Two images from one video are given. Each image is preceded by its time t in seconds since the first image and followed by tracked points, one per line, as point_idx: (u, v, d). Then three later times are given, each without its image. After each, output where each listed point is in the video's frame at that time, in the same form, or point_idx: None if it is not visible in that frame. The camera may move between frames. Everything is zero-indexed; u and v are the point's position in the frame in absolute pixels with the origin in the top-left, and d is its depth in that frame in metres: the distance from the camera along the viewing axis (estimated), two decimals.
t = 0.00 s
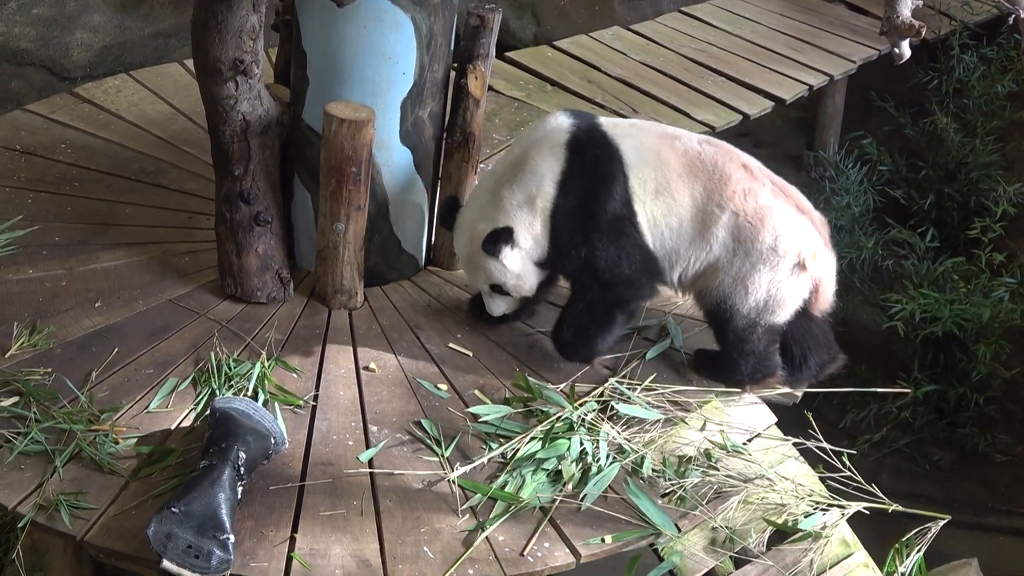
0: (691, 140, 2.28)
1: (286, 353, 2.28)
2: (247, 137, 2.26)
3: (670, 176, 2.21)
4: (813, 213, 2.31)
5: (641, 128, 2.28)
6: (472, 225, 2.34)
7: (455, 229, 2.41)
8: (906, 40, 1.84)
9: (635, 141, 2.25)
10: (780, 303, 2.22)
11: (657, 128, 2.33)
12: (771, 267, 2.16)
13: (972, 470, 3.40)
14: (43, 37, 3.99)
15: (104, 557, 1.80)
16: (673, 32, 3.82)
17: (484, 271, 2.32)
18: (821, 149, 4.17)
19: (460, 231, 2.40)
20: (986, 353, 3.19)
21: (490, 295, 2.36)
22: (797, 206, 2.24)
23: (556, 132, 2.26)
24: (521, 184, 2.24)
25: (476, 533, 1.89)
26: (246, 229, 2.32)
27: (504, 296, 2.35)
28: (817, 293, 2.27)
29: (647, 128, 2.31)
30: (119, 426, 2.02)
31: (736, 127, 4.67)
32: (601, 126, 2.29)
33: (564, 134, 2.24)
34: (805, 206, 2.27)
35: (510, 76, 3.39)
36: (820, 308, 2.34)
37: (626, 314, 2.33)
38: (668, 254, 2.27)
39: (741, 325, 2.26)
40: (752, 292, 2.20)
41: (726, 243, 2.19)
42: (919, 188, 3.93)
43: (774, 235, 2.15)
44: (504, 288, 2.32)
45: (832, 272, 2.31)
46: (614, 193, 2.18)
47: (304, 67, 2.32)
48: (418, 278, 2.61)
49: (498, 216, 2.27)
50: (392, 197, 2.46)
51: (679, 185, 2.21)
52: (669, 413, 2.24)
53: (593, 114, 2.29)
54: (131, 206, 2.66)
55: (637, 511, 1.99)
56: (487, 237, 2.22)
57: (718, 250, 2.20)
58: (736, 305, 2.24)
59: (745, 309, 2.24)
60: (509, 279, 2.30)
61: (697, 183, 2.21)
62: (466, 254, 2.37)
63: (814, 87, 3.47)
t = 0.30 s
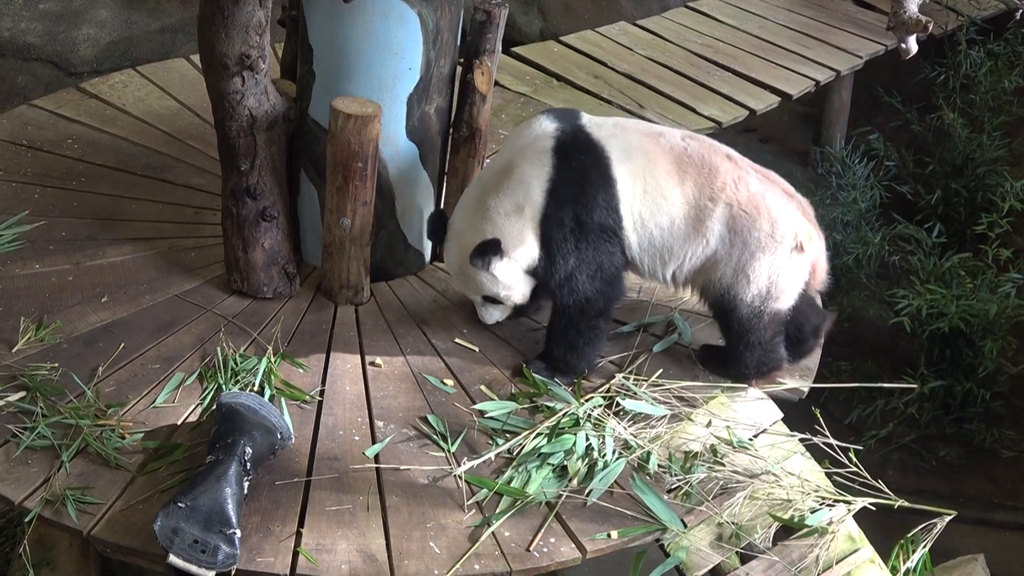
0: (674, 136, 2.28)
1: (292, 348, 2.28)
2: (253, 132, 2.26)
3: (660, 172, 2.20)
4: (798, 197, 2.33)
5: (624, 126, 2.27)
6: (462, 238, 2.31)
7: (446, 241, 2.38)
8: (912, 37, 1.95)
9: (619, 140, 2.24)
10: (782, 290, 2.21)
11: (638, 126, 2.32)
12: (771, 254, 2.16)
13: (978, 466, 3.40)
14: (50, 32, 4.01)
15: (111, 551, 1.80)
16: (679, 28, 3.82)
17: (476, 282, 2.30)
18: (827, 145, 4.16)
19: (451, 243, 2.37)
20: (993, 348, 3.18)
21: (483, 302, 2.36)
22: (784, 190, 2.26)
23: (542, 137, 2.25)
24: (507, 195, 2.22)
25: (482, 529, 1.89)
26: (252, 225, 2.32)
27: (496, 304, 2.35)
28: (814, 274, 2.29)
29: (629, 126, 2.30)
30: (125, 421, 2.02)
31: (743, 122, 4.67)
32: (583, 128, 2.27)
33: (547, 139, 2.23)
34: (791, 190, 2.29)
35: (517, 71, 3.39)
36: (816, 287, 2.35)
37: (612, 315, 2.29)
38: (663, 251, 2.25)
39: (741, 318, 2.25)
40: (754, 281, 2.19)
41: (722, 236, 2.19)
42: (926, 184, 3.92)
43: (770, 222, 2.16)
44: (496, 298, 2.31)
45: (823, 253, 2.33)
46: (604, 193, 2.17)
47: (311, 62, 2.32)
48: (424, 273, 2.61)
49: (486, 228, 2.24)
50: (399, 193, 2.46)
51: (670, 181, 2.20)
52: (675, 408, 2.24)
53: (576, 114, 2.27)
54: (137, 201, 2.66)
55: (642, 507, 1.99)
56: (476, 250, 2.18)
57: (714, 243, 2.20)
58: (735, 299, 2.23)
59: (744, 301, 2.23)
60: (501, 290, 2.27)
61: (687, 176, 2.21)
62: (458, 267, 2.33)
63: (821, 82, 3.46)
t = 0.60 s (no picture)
0: (666, 137, 2.28)
1: (299, 345, 2.29)
2: (260, 129, 2.26)
3: (664, 172, 2.19)
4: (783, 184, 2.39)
5: (615, 133, 2.26)
6: (468, 270, 2.24)
7: (452, 276, 2.30)
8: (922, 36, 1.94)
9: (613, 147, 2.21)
10: (789, 278, 2.25)
11: (626, 130, 2.31)
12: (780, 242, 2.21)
13: (986, 463, 3.39)
14: (57, 29, 4.16)
15: (118, 547, 1.80)
16: (685, 24, 3.81)
17: (487, 316, 2.20)
18: (834, 141, 4.17)
19: (457, 279, 2.29)
20: (1000, 345, 3.15)
21: (491, 336, 2.26)
22: (778, 175, 2.30)
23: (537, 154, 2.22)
24: (513, 219, 2.18)
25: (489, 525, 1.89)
26: (259, 221, 2.32)
27: (505, 335, 2.24)
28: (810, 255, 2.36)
29: (618, 131, 2.29)
30: (132, 417, 2.02)
31: (750, 119, 4.68)
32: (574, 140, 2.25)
33: (542, 156, 2.20)
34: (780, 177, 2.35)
35: (524, 67, 3.38)
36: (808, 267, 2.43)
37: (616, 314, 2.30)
38: (673, 253, 2.23)
39: (752, 312, 2.26)
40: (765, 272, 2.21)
41: (733, 231, 2.20)
42: (933, 180, 3.91)
43: (775, 211, 2.21)
44: (507, 331, 2.22)
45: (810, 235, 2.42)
46: (609, 201, 2.15)
47: (317, 59, 2.32)
48: (430, 269, 2.61)
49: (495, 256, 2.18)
50: (405, 191, 2.46)
51: (675, 181, 2.19)
52: (681, 405, 2.24)
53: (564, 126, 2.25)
54: (144, 198, 2.67)
55: (649, 503, 1.99)
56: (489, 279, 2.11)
57: (725, 240, 2.21)
58: (747, 294, 2.24)
59: (758, 295, 2.24)
60: (513, 321, 2.19)
61: (689, 174, 2.21)
62: (466, 302, 2.25)
63: (827, 79, 3.46)
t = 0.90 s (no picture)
0: (654, 134, 2.30)
1: (306, 341, 2.29)
2: (268, 125, 2.26)
3: (664, 169, 2.20)
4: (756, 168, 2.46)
5: (606, 140, 2.26)
6: (476, 296, 2.19)
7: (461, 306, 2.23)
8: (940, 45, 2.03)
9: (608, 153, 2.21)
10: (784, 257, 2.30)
11: (613, 135, 2.31)
12: (775, 221, 2.27)
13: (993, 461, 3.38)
14: (65, 25, 4.33)
15: (126, 543, 1.80)
16: (693, 21, 3.81)
17: (498, 343, 2.14)
18: (842, 138, 4.17)
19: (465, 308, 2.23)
20: (1008, 342, 3.14)
21: (499, 364, 2.19)
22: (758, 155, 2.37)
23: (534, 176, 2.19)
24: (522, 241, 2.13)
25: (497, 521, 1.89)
26: (266, 217, 2.33)
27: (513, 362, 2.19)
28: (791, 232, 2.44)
29: (607, 138, 2.29)
30: (140, 414, 2.02)
31: (757, 116, 4.68)
32: (567, 156, 2.23)
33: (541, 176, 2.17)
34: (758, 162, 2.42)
35: (531, 64, 3.38)
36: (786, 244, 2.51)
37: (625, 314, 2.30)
38: (681, 251, 2.22)
39: (757, 299, 2.26)
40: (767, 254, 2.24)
41: (735, 217, 2.23)
42: (941, 177, 3.90)
43: (767, 193, 2.27)
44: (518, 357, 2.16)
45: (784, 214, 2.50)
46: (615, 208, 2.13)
47: (325, 55, 2.32)
48: (437, 266, 2.61)
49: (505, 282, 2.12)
50: (413, 189, 2.46)
51: (676, 177, 2.20)
52: (688, 402, 2.24)
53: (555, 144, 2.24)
54: (152, 194, 2.67)
55: (656, 500, 1.99)
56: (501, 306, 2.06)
57: (727, 229, 2.23)
58: (754, 282, 2.25)
59: (764, 279, 2.24)
60: (524, 348, 2.14)
61: (684, 166, 2.22)
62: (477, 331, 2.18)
63: (836, 75, 3.46)
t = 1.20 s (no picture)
0: (642, 130, 2.31)
1: (314, 338, 2.29)
2: (275, 122, 2.26)
3: (658, 166, 2.22)
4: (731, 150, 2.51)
5: (601, 139, 2.26)
6: (471, 296, 2.15)
7: (453, 307, 2.19)
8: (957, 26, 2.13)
9: (604, 153, 2.22)
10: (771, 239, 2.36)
11: (605, 134, 2.32)
12: (759, 207, 2.33)
13: (1001, 458, 3.38)
14: (73, 22, 4.35)
15: (134, 540, 1.80)
16: (701, 17, 3.81)
17: (487, 345, 2.11)
18: (850, 135, 4.17)
19: (456, 308, 2.19)
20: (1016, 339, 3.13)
21: (478, 363, 2.18)
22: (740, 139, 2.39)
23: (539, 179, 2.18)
24: (526, 243, 2.11)
25: (504, 518, 1.89)
26: (274, 214, 2.33)
27: (494, 363, 2.17)
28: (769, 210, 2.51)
29: (600, 137, 2.29)
30: (148, 410, 2.02)
31: (765, 112, 4.68)
32: (569, 161, 2.24)
33: (548, 178, 2.16)
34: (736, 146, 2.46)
35: (538, 61, 3.38)
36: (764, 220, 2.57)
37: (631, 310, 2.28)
38: (681, 245, 2.24)
39: (750, 285, 2.32)
40: (758, 238, 2.29)
41: (725, 207, 2.27)
42: (950, 174, 3.90)
43: (751, 176, 2.32)
44: (501, 361, 2.14)
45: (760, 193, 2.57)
46: (621, 206, 2.12)
47: (333, 52, 2.32)
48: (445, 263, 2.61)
49: (506, 284, 2.10)
50: (420, 185, 2.46)
51: (670, 173, 2.22)
52: (696, 399, 2.23)
53: (555, 147, 2.24)
54: (160, 191, 2.67)
55: (664, 496, 1.98)
56: (502, 311, 2.03)
57: (721, 217, 2.27)
58: (746, 269, 2.30)
59: (755, 262, 2.29)
60: (512, 353, 2.12)
61: (676, 159, 2.25)
62: (467, 332, 2.15)
63: (844, 72, 3.45)
